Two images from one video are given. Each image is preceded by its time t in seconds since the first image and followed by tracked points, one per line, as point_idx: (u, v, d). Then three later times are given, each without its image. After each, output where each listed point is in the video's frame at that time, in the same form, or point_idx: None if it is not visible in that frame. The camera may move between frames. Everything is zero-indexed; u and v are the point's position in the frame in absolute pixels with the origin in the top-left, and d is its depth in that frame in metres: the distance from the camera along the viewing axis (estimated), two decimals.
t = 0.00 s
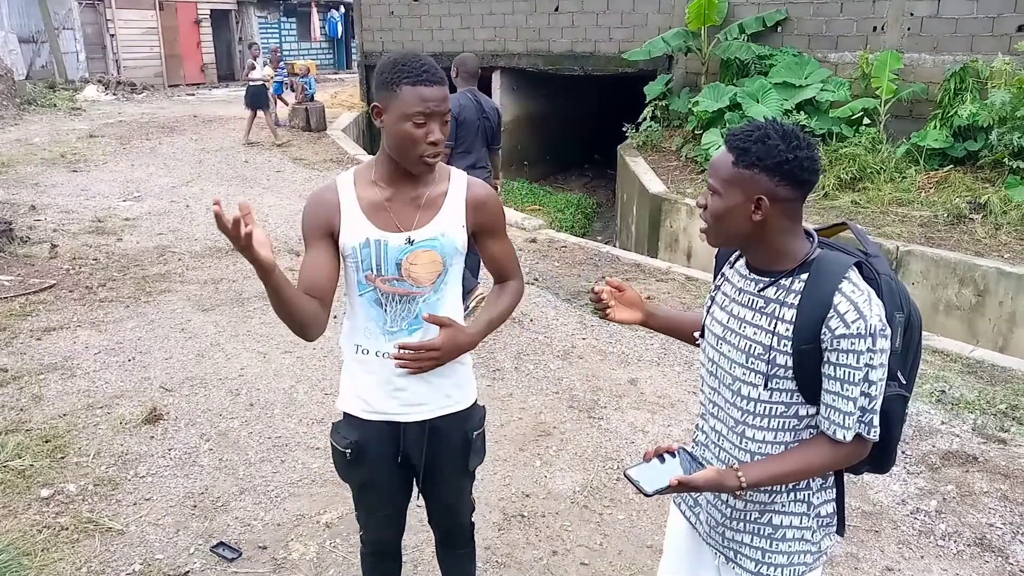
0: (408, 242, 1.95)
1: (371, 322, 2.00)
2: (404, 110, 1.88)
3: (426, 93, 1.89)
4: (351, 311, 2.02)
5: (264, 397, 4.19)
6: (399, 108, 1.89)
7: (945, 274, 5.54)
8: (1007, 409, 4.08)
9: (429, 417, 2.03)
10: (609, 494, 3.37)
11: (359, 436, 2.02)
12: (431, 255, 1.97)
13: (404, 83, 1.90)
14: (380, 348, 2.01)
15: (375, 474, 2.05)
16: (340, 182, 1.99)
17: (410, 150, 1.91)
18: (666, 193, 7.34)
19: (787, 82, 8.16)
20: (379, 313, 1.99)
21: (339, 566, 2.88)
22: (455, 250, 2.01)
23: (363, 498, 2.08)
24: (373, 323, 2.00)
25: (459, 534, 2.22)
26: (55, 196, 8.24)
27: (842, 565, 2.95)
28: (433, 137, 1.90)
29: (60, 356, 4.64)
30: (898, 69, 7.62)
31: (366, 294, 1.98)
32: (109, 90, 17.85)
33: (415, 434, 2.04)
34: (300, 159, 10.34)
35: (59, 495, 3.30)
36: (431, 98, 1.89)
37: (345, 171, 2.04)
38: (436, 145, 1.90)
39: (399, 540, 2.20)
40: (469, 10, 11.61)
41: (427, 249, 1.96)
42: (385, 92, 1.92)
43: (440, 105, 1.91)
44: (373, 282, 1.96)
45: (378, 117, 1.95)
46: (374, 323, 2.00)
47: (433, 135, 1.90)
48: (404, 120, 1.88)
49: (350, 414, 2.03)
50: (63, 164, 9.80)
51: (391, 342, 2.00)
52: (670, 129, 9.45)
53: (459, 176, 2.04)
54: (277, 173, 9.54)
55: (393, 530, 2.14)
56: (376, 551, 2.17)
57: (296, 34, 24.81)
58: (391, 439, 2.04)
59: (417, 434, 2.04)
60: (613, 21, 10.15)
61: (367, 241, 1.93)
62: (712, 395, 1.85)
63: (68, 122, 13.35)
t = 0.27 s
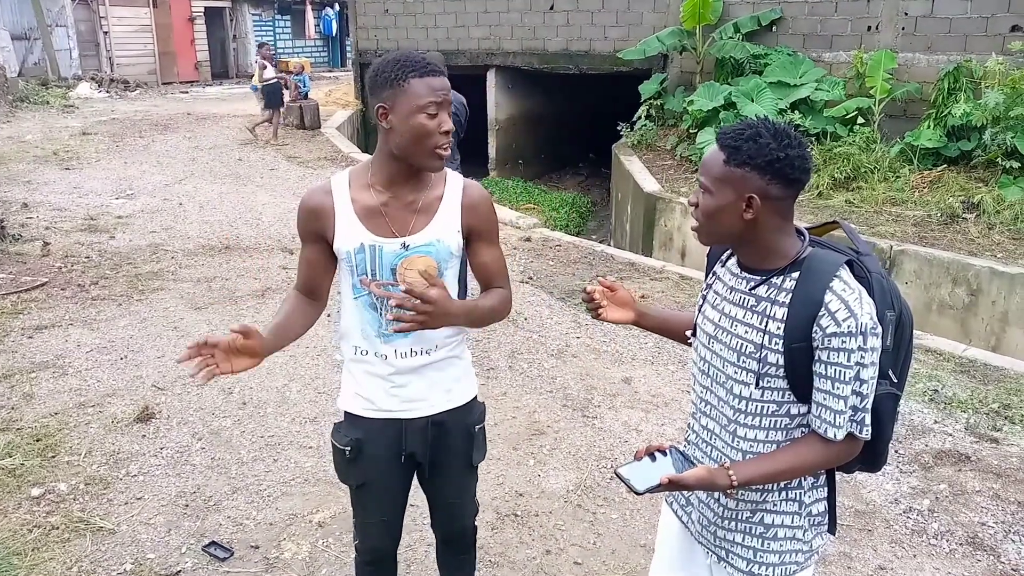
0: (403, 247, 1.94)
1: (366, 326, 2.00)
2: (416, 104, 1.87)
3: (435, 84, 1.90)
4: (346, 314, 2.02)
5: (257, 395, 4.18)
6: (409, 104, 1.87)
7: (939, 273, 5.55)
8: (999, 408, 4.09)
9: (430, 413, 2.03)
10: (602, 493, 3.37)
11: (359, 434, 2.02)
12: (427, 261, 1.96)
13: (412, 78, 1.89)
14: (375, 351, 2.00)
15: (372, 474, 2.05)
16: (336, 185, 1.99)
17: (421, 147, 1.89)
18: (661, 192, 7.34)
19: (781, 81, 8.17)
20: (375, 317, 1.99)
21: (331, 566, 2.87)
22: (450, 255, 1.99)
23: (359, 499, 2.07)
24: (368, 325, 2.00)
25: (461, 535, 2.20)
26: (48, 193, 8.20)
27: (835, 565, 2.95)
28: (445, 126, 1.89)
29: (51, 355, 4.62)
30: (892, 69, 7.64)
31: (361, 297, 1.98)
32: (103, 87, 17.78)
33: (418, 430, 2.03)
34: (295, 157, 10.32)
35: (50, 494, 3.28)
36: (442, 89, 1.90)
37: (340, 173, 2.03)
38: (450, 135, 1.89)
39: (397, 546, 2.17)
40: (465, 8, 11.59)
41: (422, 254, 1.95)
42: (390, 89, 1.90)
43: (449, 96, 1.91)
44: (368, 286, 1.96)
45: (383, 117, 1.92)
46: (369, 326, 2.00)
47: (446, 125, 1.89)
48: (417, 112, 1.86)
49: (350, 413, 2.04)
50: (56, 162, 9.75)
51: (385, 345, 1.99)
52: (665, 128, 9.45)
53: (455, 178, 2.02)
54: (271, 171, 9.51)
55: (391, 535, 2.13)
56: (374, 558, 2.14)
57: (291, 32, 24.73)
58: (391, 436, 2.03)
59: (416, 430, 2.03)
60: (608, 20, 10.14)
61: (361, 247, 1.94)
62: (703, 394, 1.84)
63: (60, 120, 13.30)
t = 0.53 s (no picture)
0: (411, 241, 1.95)
1: (376, 324, 1.98)
2: (418, 101, 1.86)
3: (435, 80, 1.90)
4: (352, 317, 1.98)
5: (252, 394, 4.17)
6: (411, 101, 1.86)
7: (933, 272, 5.58)
8: (992, 407, 4.12)
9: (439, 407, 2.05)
10: (597, 491, 3.37)
11: (364, 439, 2.00)
12: (433, 252, 1.99)
13: (412, 75, 1.88)
14: (387, 349, 1.99)
15: (379, 478, 2.03)
16: (334, 185, 1.92)
17: (426, 143, 1.89)
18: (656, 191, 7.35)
19: (776, 81, 8.18)
20: (386, 313, 1.97)
21: (327, 564, 2.87)
22: (451, 245, 2.04)
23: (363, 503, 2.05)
24: (378, 324, 1.98)
25: (462, 535, 2.20)
26: (41, 191, 8.17)
27: (829, 562, 2.96)
28: (447, 122, 1.89)
29: (46, 353, 4.60)
30: (886, 69, 7.66)
31: (371, 296, 1.95)
32: (97, 85, 17.72)
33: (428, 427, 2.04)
34: (290, 156, 10.30)
35: (45, 492, 3.28)
36: (443, 86, 1.90)
37: (332, 173, 1.96)
38: (452, 130, 1.89)
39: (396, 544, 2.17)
40: (460, 7, 11.59)
41: (429, 245, 1.98)
42: (389, 87, 1.88)
43: (449, 93, 1.92)
44: (379, 283, 1.94)
45: (385, 114, 1.90)
46: (380, 324, 1.98)
47: (447, 121, 1.90)
48: (421, 108, 1.86)
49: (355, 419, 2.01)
50: (50, 160, 9.72)
51: (398, 342, 1.99)
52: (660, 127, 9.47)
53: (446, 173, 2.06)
54: (266, 169, 9.50)
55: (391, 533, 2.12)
56: (373, 556, 2.13)
57: (286, 31, 24.67)
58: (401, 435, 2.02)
59: (426, 426, 2.04)
60: (604, 19, 10.15)
61: (371, 244, 1.91)
62: (696, 391, 1.85)
63: (55, 117, 13.25)
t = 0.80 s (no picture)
0: (422, 229, 1.95)
1: (399, 317, 1.94)
2: (420, 99, 1.86)
3: (435, 78, 1.90)
4: (373, 317, 1.92)
5: (254, 393, 4.17)
6: (413, 99, 1.86)
7: (935, 271, 5.57)
8: (995, 406, 4.11)
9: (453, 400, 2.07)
10: (600, 490, 3.37)
11: (381, 443, 1.99)
12: (439, 238, 2.00)
13: (415, 75, 1.87)
14: (411, 340, 1.97)
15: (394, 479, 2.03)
16: (341, 184, 1.84)
17: (426, 140, 1.90)
18: (658, 190, 7.35)
19: (778, 80, 8.17)
20: (408, 305, 1.95)
21: (329, 563, 2.87)
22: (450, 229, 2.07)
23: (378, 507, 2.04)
24: (401, 318, 1.95)
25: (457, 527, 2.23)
26: (44, 191, 8.18)
27: (832, 561, 2.96)
28: (446, 123, 1.90)
29: (48, 352, 4.61)
30: (889, 68, 7.65)
31: (393, 291, 1.92)
32: (99, 85, 17.73)
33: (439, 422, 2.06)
34: (291, 155, 10.30)
35: (47, 491, 3.28)
36: (443, 85, 1.90)
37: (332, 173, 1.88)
38: (450, 130, 1.91)
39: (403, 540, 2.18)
40: (461, 6, 11.58)
41: (436, 230, 1.99)
42: (390, 85, 1.87)
43: (449, 92, 1.92)
44: (400, 276, 1.91)
45: (385, 111, 1.89)
46: (403, 317, 1.95)
47: (446, 121, 1.91)
48: (421, 108, 1.87)
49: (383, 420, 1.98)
50: (52, 159, 9.73)
51: (419, 331, 1.98)
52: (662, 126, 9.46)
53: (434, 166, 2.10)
54: (268, 168, 9.50)
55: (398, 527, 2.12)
56: (379, 549, 2.12)
57: (288, 30, 24.65)
58: (416, 430, 2.02)
59: (440, 421, 2.06)
60: (605, 18, 10.14)
61: (391, 238, 1.88)
62: (697, 391, 1.85)
63: (57, 117, 13.26)
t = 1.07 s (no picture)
0: (431, 225, 1.96)
1: (415, 313, 1.94)
2: (423, 98, 1.85)
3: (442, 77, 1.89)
4: (389, 314, 1.91)
5: (258, 391, 4.17)
6: (416, 98, 1.85)
7: (941, 269, 5.54)
8: (1001, 404, 4.09)
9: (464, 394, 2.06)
10: (604, 488, 3.36)
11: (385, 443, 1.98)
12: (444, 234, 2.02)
13: (420, 73, 1.85)
14: (426, 336, 1.96)
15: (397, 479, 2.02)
16: (354, 182, 1.82)
17: (428, 140, 1.90)
18: (662, 187, 7.33)
19: (783, 77, 8.15)
20: (423, 301, 1.95)
21: (333, 561, 2.87)
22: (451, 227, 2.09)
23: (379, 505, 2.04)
24: (417, 314, 1.94)
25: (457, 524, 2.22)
26: (48, 189, 8.19)
27: (837, 560, 2.95)
28: (446, 126, 1.90)
29: (52, 350, 4.61)
30: (894, 64, 7.62)
31: (409, 288, 1.92)
32: (103, 83, 17.76)
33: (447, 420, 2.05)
34: (295, 153, 10.30)
35: (51, 489, 3.28)
36: (447, 87, 1.88)
37: (339, 172, 1.86)
38: (450, 134, 1.90)
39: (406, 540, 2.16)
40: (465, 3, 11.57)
41: (442, 228, 2.01)
42: (393, 83, 1.86)
43: (452, 93, 1.90)
44: (416, 272, 1.92)
45: (387, 109, 1.89)
46: (418, 313, 1.95)
47: (446, 124, 1.90)
48: (421, 109, 1.86)
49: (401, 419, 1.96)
50: (56, 157, 9.74)
51: (433, 327, 1.98)
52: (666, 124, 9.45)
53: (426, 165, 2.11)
54: (271, 166, 9.50)
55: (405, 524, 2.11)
56: (386, 548, 2.11)
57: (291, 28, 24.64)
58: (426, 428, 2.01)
59: (447, 418, 2.05)
60: (610, 15, 10.12)
61: (408, 234, 1.89)
62: (701, 389, 1.84)
63: (61, 115, 13.28)
